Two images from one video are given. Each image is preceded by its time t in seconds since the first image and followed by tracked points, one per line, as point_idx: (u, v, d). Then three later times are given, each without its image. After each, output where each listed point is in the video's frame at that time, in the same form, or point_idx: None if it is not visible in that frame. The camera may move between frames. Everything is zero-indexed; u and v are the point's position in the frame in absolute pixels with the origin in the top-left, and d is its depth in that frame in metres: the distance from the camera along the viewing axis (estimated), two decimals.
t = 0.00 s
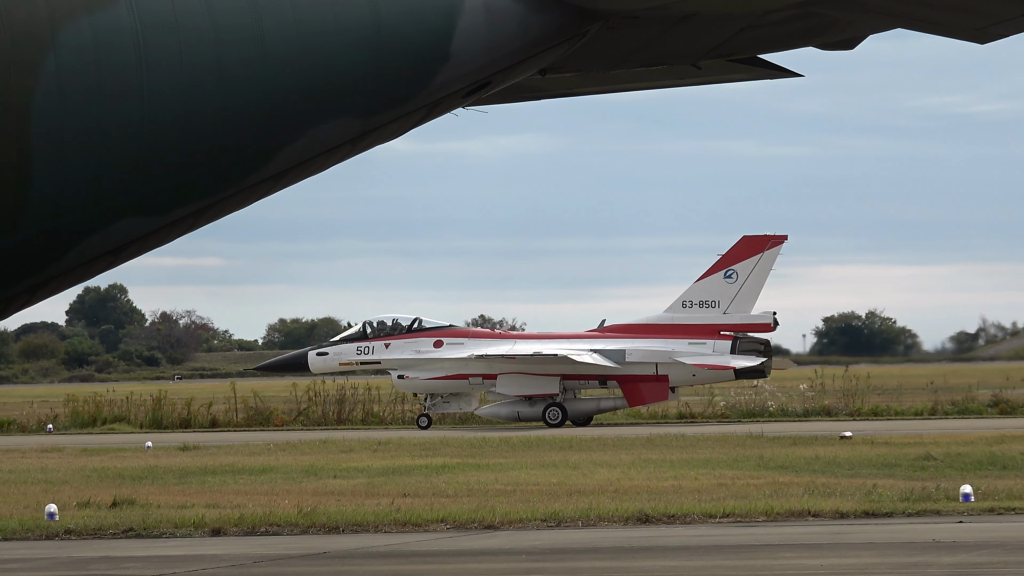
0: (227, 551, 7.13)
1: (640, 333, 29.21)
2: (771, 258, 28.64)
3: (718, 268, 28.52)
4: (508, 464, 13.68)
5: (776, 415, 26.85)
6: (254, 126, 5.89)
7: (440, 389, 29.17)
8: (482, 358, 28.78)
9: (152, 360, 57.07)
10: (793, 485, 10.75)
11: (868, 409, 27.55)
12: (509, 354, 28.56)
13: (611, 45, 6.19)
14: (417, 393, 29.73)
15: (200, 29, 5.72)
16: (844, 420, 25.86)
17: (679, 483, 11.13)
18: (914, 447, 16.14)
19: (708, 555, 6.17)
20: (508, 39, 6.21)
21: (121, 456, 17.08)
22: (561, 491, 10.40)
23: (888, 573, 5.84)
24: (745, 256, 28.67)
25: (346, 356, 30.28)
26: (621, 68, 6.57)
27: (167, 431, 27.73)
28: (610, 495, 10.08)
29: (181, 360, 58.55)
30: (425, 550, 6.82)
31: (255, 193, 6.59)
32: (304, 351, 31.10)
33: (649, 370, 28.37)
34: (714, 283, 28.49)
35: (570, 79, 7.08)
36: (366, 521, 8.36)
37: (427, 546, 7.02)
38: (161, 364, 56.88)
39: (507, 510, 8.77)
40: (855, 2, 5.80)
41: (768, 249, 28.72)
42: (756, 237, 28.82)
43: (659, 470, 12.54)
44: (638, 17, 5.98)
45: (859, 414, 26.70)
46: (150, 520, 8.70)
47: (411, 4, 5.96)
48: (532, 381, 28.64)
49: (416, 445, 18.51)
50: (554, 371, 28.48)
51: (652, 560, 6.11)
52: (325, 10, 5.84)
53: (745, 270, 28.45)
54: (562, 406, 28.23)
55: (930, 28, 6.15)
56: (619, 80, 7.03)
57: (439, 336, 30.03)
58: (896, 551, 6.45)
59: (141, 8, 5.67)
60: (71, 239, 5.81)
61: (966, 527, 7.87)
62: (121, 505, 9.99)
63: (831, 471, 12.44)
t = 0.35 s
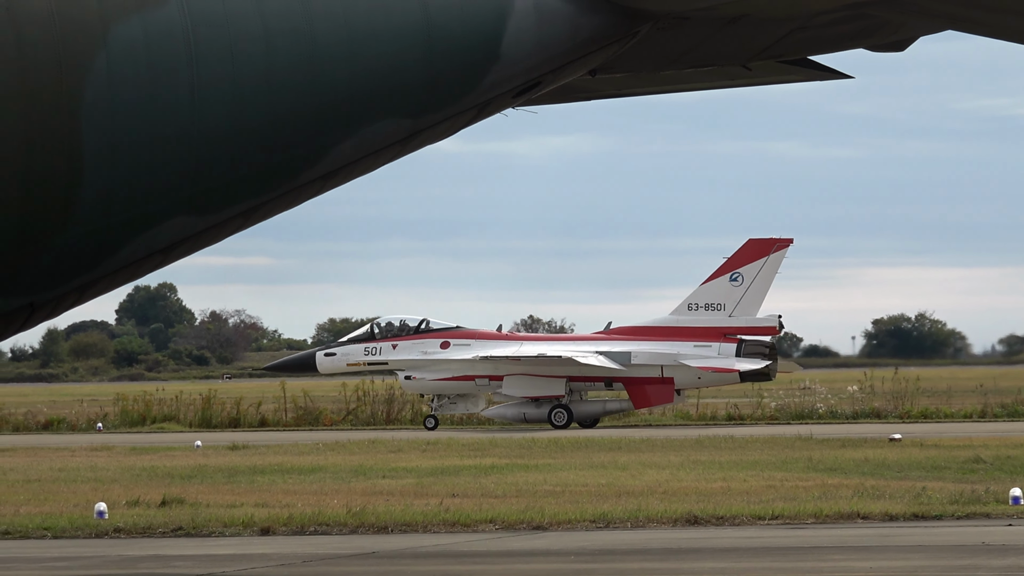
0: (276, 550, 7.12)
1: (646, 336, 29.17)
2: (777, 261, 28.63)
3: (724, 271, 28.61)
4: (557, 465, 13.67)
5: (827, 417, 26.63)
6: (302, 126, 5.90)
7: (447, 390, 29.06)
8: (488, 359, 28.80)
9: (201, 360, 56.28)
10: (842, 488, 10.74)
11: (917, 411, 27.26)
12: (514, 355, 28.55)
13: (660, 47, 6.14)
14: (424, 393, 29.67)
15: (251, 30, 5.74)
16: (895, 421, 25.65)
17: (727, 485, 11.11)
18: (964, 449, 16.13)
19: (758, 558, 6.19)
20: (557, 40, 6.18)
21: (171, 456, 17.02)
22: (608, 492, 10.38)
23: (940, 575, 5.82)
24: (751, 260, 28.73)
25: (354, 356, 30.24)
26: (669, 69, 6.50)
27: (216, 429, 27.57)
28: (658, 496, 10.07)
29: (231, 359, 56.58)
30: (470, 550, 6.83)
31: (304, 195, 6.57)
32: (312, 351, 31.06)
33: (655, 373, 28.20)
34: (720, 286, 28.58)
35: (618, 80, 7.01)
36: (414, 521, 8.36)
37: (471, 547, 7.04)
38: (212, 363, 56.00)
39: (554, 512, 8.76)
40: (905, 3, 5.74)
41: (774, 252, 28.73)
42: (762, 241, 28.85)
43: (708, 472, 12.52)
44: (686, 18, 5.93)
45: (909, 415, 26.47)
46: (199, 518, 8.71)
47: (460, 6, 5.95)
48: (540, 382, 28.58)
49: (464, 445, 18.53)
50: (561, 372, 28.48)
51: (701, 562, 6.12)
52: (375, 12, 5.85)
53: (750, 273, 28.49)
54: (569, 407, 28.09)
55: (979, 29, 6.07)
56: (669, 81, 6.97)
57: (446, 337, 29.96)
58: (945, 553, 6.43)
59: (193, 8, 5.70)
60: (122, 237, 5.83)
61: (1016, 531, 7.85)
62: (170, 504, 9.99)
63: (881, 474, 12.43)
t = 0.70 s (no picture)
0: (346, 553, 7.47)
1: (676, 338, 29.23)
2: (808, 263, 28.52)
3: (754, 274, 28.55)
4: (634, 467, 13.75)
5: (902, 417, 26.42)
6: (378, 129, 5.94)
7: (478, 393, 29.24)
8: (519, 362, 28.85)
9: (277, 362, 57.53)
10: (916, 489, 10.73)
11: (992, 411, 26.95)
12: (546, 358, 28.62)
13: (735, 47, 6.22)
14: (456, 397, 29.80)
15: (324, 32, 5.73)
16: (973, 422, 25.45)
17: (805, 487, 11.11)
18: None
19: (834, 560, 6.53)
20: (630, 41, 6.28)
21: (248, 459, 17.14)
22: (686, 495, 10.43)
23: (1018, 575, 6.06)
24: (781, 262, 28.64)
25: (387, 360, 30.37)
26: (745, 70, 6.58)
27: (294, 432, 27.64)
28: (734, 498, 10.13)
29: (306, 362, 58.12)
30: (544, 552, 7.16)
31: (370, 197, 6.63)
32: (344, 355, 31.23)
33: (685, 375, 28.23)
34: (750, 289, 28.53)
35: (694, 82, 7.09)
36: (490, 523, 8.50)
37: (549, 548, 7.35)
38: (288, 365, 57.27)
39: (630, 513, 8.88)
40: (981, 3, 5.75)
41: (804, 255, 28.63)
42: (791, 244, 28.81)
43: (786, 473, 12.56)
44: (761, 18, 6.01)
45: (986, 416, 26.27)
46: (275, 521, 9.02)
47: (534, 9, 6.04)
48: (570, 385, 28.74)
49: (541, 447, 18.60)
50: (591, 375, 28.65)
51: (782, 564, 6.46)
52: (450, 15, 5.91)
53: (780, 276, 28.41)
54: (600, 411, 28.29)
55: None
56: (745, 83, 7.04)
57: (478, 340, 30.03)
58: (1019, 553, 6.62)
59: (266, 13, 5.69)
60: (197, 241, 5.84)
61: None
62: (246, 508, 10.18)
63: (959, 475, 12.44)
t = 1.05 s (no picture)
0: (404, 560, 8.06)
1: (688, 344, 29.24)
2: (817, 268, 28.87)
3: (765, 279, 28.74)
4: (687, 471, 13.85)
5: (957, 420, 26.40)
6: (434, 135, 5.98)
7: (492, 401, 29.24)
8: (531, 369, 28.83)
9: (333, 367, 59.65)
10: (972, 492, 10.79)
11: None
12: (557, 365, 28.53)
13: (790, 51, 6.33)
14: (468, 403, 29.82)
15: (378, 39, 5.75)
16: None
17: (858, 490, 11.18)
18: None
19: (892, 561, 7.17)
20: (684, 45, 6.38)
21: (306, 467, 17.21)
22: (741, 499, 10.64)
23: None
24: (791, 267, 28.89)
25: (400, 367, 30.51)
26: (798, 74, 6.69)
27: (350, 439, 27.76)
28: (790, 502, 10.28)
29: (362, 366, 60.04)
30: (605, 557, 7.76)
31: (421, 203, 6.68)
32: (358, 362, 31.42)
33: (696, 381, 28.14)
34: (762, 294, 28.63)
35: (747, 88, 7.20)
36: (544, 529, 8.94)
37: (606, 554, 7.89)
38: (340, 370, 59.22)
39: (686, 518, 9.25)
40: None
41: (813, 260, 28.99)
42: (802, 249, 29.11)
43: (840, 477, 12.62)
44: (814, 21, 6.12)
45: None
46: (330, 529, 9.49)
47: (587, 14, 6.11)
48: (583, 391, 28.62)
49: (596, 452, 18.63)
50: (602, 382, 28.58)
51: (837, 567, 7.07)
52: (504, 21, 5.96)
53: (791, 280, 28.67)
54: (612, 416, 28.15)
55: None
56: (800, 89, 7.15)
57: (490, 347, 30.11)
58: None
59: (320, 20, 5.69)
60: (255, 248, 5.86)
61: None
62: (303, 514, 10.61)
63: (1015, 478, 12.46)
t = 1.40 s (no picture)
0: (445, 562, 8.11)
1: (686, 349, 29.17)
2: (817, 272, 28.84)
3: (763, 283, 28.82)
4: (731, 474, 13.92)
5: (1001, 423, 26.42)
6: (478, 138, 6.03)
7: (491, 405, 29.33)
8: (530, 374, 28.86)
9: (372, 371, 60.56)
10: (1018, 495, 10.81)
11: None
12: (556, 369, 28.51)
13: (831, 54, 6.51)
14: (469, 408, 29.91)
15: (422, 42, 5.81)
16: None
17: (903, 492, 11.25)
18: None
19: (932, 566, 7.19)
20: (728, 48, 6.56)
21: (348, 469, 17.23)
22: (785, 501, 10.69)
23: None
24: (790, 272, 28.91)
25: (401, 373, 30.46)
26: (839, 77, 6.88)
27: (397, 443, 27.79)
28: (835, 504, 10.37)
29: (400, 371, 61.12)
30: (648, 560, 7.79)
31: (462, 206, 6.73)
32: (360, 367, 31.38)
33: (696, 385, 28.13)
34: (760, 299, 28.73)
35: (789, 88, 7.41)
36: (589, 532, 8.96)
37: (651, 557, 7.92)
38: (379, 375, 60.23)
39: (730, 520, 9.33)
40: None
41: (812, 264, 28.96)
42: (801, 253, 29.12)
43: (884, 479, 12.66)
44: (855, 24, 6.30)
45: None
46: (374, 531, 9.59)
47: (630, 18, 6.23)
48: (582, 395, 28.72)
49: (638, 455, 18.61)
50: (602, 386, 28.63)
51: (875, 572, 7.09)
52: (546, 25, 6.06)
53: (790, 285, 28.68)
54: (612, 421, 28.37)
55: None
56: (842, 90, 7.32)
57: (491, 352, 29.98)
58: None
59: (363, 23, 5.71)
60: (300, 252, 5.87)
61: None
62: (347, 518, 10.66)
63: None
